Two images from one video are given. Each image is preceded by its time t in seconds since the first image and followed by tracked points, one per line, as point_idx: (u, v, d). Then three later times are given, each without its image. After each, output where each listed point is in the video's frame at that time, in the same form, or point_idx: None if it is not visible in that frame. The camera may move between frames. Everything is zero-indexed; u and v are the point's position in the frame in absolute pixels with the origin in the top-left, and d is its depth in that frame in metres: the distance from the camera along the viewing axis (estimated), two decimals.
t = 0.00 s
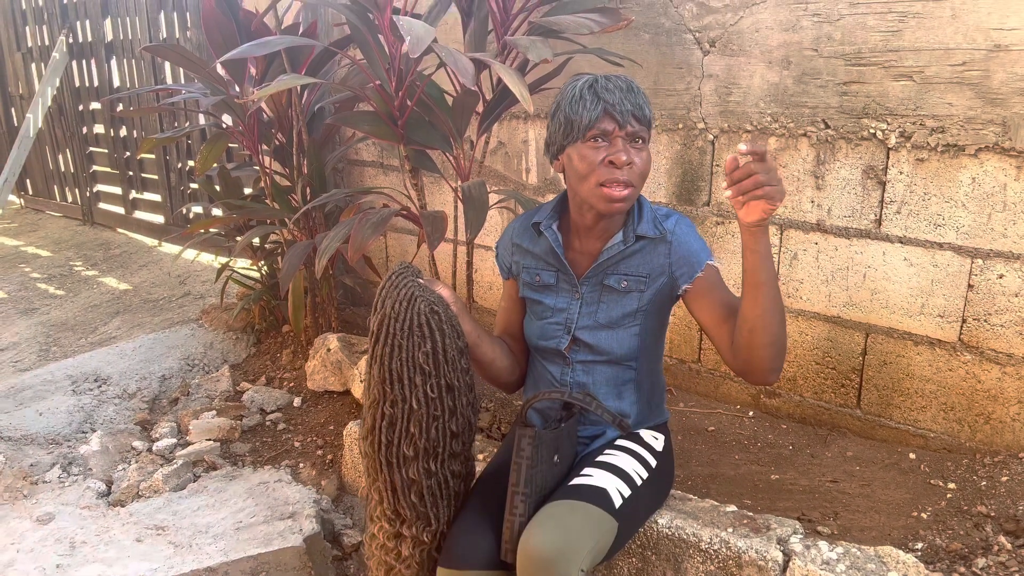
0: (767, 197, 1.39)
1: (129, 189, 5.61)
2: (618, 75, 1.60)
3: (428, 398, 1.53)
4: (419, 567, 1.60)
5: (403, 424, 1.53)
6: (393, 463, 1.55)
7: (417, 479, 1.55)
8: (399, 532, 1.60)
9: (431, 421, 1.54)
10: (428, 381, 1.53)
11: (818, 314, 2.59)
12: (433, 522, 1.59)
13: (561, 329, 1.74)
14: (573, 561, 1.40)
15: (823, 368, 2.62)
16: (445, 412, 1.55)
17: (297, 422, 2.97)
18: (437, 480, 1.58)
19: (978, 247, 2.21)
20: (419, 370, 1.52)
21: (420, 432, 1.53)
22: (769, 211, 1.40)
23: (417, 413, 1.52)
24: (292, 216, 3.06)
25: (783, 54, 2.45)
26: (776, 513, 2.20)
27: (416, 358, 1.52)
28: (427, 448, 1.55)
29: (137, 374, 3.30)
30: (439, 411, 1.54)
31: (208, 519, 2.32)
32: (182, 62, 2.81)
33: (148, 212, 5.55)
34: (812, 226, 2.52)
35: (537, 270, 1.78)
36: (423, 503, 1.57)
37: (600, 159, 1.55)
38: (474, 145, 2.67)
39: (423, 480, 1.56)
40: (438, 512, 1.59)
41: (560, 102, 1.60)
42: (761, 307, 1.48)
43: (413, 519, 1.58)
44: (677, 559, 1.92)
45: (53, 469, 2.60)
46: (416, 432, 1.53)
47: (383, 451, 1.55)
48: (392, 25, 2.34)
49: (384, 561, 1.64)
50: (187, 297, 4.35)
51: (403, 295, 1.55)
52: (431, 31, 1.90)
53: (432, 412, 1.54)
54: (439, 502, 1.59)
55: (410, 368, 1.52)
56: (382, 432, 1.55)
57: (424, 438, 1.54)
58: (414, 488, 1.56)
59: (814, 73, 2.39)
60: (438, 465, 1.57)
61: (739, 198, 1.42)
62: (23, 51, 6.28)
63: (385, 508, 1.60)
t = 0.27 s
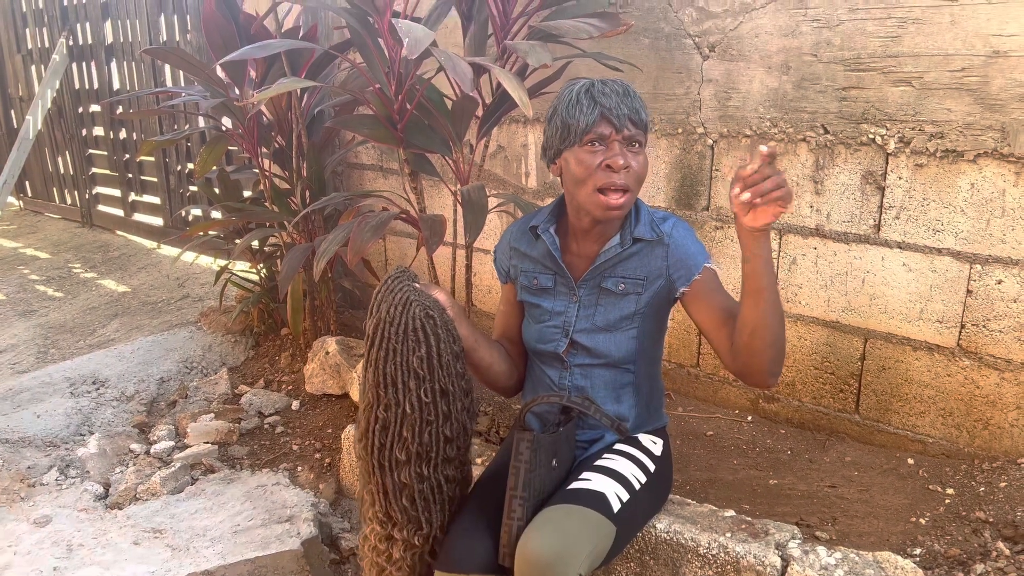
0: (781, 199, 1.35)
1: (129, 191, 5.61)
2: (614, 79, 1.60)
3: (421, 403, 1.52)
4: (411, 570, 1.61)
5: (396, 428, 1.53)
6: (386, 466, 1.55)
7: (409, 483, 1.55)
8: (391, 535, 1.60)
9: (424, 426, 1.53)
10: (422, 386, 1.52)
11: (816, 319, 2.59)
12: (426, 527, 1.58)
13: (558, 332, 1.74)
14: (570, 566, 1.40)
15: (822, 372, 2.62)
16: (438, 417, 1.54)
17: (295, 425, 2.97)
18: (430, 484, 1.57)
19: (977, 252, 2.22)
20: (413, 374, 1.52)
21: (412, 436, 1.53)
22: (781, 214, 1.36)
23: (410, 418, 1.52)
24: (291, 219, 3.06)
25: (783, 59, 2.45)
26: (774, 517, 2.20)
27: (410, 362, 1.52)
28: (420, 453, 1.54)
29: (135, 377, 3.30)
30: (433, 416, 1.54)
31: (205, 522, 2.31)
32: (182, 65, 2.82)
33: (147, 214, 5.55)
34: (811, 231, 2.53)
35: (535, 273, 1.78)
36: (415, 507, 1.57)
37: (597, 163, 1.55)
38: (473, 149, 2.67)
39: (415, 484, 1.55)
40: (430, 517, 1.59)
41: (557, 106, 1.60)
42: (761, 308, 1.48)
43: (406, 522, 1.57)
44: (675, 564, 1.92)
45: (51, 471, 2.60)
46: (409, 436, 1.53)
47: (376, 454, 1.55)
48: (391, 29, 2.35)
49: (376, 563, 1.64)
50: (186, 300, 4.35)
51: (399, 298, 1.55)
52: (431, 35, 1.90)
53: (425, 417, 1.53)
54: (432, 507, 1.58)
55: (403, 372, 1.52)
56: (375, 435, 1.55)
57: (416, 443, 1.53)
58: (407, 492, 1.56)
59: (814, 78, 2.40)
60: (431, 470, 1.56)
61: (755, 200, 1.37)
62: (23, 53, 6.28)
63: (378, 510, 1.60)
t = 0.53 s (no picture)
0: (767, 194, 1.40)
1: (127, 194, 5.61)
2: (615, 85, 1.60)
3: (418, 410, 1.52)
4: None
5: (393, 434, 1.53)
6: (382, 472, 1.55)
7: (405, 489, 1.55)
8: (387, 540, 1.60)
9: (421, 433, 1.53)
10: (419, 393, 1.52)
11: (815, 325, 2.59)
12: (422, 533, 1.58)
13: (557, 338, 1.74)
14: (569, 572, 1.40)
15: (820, 379, 2.63)
16: (435, 424, 1.54)
17: (293, 429, 2.96)
18: (426, 491, 1.57)
19: (975, 259, 2.22)
20: (410, 381, 1.51)
21: (409, 443, 1.52)
22: (768, 210, 1.41)
23: (407, 425, 1.52)
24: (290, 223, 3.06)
25: (782, 65, 2.46)
26: (772, 524, 2.19)
27: (408, 369, 1.51)
28: (416, 460, 1.54)
29: (132, 380, 3.30)
30: (430, 423, 1.53)
31: (203, 526, 2.31)
32: (182, 69, 2.82)
33: (145, 217, 5.55)
34: (810, 237, 2.53)
35: (534, 278, 1.78)
36: (411, 513, 1.56)
37: (597, 169, 1.55)
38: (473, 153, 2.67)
39: (412, 490, 1.55)
40: (427, 523, 1.58)
41: (557, 112, 1.61)
42: (757, 314, 1.48)
43: (402, 528, 1.57)
44: (673, 570, 1.92)
45: (47, 475, 2.59)
46: (406, 442, 1.52)
47: (373, 459, 1.55)
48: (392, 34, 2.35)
49: (372, 567, 1.64)
50: (184, 303, 4.34)
51: (397, 304, 1.55)
52: (432, 40, 1.90)
53: (422, 424, 1.53)
54: (428, 513, 1.58)
55: (401, 379, 1.52)
56: (372, 440, 1.55)
57: (413, 449, 1.53)
58: (403, 498, 1.55)
59: (813, 85, 2.40)
60: (428, 477, 1.56)
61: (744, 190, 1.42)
62: (22, 56, 6.28)
63: (374, 515, 1.59)
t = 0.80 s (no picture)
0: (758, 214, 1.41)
1: (124, 200, 5.60)
2: (612, 99, 1.60)
3: (414, 423, 1.52)
4: None
5: (389, 447, 1.53)
6: (378, 486, 1.54)
7: (401, 503, 1.54)
8: (382, 555, 1.58)
9: (417, 446, 1.53)
10: (415, 406, 1.52)
11: (810, 337, 2.60)
12: (418, 547, 1.57)
13: (552, 350, 1.74)
14: None
15: (815, 391, 2.63)
16: (431, 437, 1.54)
17: (287, 438, 2.96)
18: (422, 504, 1.57)
19: (970, 273, 2.23)
20: (406, 394, 1.51)
21: (405, 456, 1.52)
22: (759, 230, 1.42)
23: (403, 438, 1.52)
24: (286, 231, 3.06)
25: (778, 79, 2.47)
26: (767, 537, 2.19)
27: (403, 382, 1.51)
28: (412, 473, 1.54)
29: (126, 387, 3.29)
30: (426, 436, 1.53)
31: (196, 536, 2.30)
32: (180, 77, 2.82)
33: (141, 223, 5.54)
34: (805, 250, 2.53)
35: (530, 290, 1.78)
36: (407, 526, 1.56)
37: (595, 182, 1.55)
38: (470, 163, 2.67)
39: (408, 503, 1.55)
40: (422, 537, 1.58)
41: (555, 125, 1.61)
42: (749, 331, 1.49)
43: (397, 542, 1.56)
44: None
45: (40, 482, 2.58)
46: (402, 455, 1.52)
47: (368, 473, 1.54)
48: (391, 44, 2.35)
49: None
50: (179, 309, 4.33)
51: (392, 317, 1.55)
52: (431, 52, 1.90)
53: (418, 437, 1.53)
54: (424, 526, 1.58)
55: (397, 392, 1.51)
56: (367, 454, 1.54)
57: (409, 462, 1.53)
58: (399, 512, 1.55)
59: (809, 98, 2.41)
60: (424, 489, 1.56)
61: (733, 210, 1.41)
62: (20, 61, 6.28)
63: (370, 530, 1.58)
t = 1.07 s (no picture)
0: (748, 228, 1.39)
1: (115, 205, 5.58)
2: (605, 110, 1.60)
3: (404, 436, 1.51)
4: None
5: (379, 460, 1.51)
6: (368, 499, 1.53)
7: (392, 516, 1.53)
8: (372, 569, 1.57)
9: (408, 459, 1.52)
10: (405, 418, 1.51)
11: (802, 349, 2.59)
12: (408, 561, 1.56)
13: (544, 362, 1.73)
14: None
15: (808, 403, 2.62)
16: (422, 450, 1.53)
17: (277, 447, 2.94)
18: (412, 518, 1.55)
19: (962, 287, 2.23)
20: (397, 406, 1.50)
21: (395, 469, 1.51)
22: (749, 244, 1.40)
23: (393, 450, 1.50)
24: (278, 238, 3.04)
25: (772, 91, 2.47)
26: (758, 550, 2.18)
27: (394, 394, 1.50)
28: (402, 486, 1.52)
29: (115, 394, 3.26)
30: (417, 449, 1.52)
31: (183, 546, 2.28)
32: (172, 83, 2.81)
33: (133, 228, 5.51)
34: (798, 262, 2.53)
35: (522, 301, 1.77)
36: (397, 540, 1.54)
37: (588, 195, 1.55)
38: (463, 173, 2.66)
39: (398, 517, 1.53)
40: (413, 551, 1.56)
41: (548, 136, 1.60)
42: (739, 346, 1.48)
43: (387, 556, 1.55)
44: None
45: (26, 491, 2.55)
46: (392, 468, 1.51)
47: (358, 487, 1.53)
48: (384, 53, 2.35)
49: None
50: (169, 316, 4.31)
51: (383, 328, 1.54)
52: (424, 62, 1.89)
53: (409, 450, 1.51)
54: (414, 540, 1.56)
55: (387, 404, 1.50)
56: (357, 467, 1.52)
57: (399, 475, 1.51)
58: (389, 526, 1.53)
59: (803, 110, 2.41)
60: (414, 503, 1.54)
61: (721, 223, 1.41)
62: (12, 64, 6.26)
63: (359, 544, 1.57)
